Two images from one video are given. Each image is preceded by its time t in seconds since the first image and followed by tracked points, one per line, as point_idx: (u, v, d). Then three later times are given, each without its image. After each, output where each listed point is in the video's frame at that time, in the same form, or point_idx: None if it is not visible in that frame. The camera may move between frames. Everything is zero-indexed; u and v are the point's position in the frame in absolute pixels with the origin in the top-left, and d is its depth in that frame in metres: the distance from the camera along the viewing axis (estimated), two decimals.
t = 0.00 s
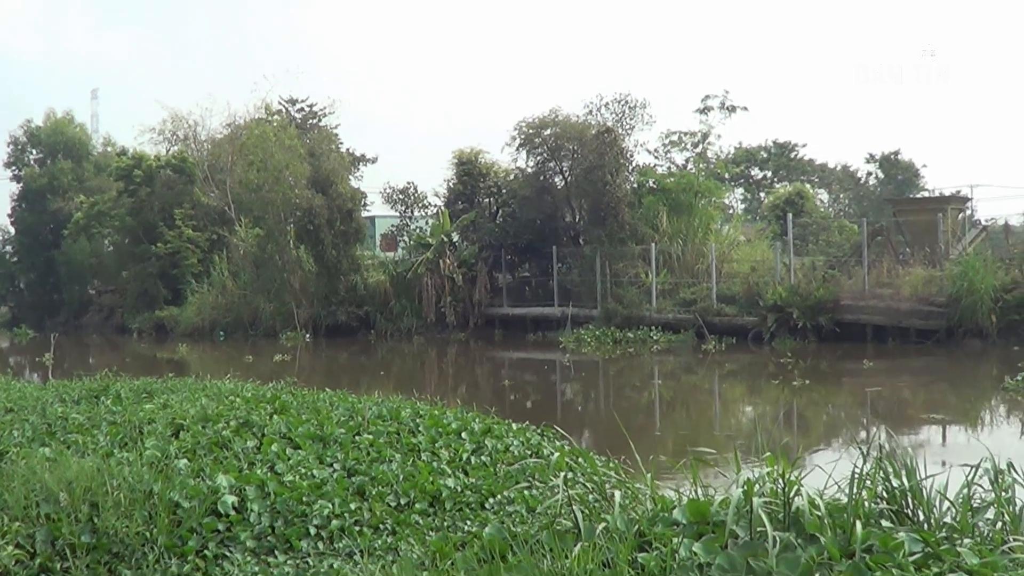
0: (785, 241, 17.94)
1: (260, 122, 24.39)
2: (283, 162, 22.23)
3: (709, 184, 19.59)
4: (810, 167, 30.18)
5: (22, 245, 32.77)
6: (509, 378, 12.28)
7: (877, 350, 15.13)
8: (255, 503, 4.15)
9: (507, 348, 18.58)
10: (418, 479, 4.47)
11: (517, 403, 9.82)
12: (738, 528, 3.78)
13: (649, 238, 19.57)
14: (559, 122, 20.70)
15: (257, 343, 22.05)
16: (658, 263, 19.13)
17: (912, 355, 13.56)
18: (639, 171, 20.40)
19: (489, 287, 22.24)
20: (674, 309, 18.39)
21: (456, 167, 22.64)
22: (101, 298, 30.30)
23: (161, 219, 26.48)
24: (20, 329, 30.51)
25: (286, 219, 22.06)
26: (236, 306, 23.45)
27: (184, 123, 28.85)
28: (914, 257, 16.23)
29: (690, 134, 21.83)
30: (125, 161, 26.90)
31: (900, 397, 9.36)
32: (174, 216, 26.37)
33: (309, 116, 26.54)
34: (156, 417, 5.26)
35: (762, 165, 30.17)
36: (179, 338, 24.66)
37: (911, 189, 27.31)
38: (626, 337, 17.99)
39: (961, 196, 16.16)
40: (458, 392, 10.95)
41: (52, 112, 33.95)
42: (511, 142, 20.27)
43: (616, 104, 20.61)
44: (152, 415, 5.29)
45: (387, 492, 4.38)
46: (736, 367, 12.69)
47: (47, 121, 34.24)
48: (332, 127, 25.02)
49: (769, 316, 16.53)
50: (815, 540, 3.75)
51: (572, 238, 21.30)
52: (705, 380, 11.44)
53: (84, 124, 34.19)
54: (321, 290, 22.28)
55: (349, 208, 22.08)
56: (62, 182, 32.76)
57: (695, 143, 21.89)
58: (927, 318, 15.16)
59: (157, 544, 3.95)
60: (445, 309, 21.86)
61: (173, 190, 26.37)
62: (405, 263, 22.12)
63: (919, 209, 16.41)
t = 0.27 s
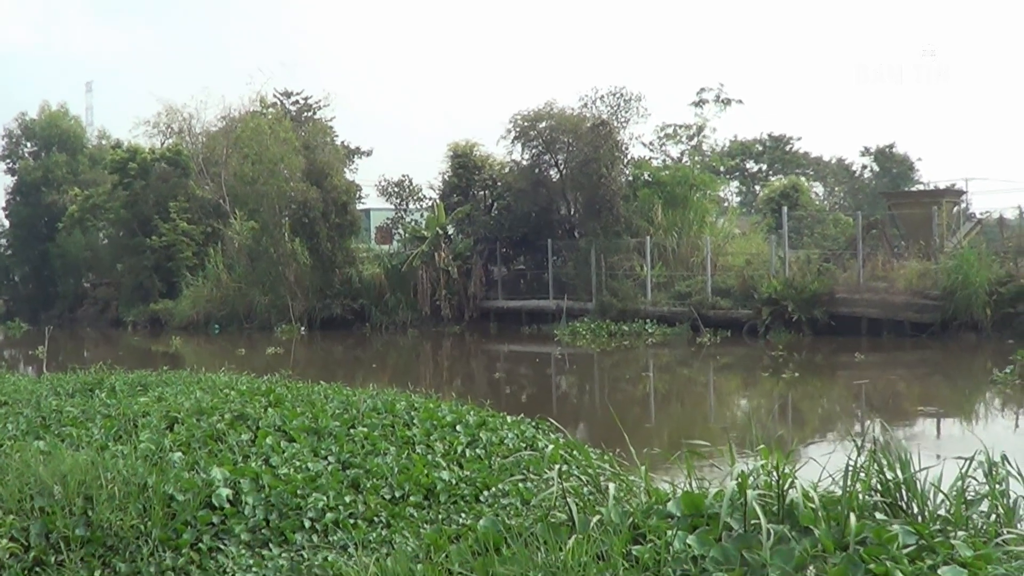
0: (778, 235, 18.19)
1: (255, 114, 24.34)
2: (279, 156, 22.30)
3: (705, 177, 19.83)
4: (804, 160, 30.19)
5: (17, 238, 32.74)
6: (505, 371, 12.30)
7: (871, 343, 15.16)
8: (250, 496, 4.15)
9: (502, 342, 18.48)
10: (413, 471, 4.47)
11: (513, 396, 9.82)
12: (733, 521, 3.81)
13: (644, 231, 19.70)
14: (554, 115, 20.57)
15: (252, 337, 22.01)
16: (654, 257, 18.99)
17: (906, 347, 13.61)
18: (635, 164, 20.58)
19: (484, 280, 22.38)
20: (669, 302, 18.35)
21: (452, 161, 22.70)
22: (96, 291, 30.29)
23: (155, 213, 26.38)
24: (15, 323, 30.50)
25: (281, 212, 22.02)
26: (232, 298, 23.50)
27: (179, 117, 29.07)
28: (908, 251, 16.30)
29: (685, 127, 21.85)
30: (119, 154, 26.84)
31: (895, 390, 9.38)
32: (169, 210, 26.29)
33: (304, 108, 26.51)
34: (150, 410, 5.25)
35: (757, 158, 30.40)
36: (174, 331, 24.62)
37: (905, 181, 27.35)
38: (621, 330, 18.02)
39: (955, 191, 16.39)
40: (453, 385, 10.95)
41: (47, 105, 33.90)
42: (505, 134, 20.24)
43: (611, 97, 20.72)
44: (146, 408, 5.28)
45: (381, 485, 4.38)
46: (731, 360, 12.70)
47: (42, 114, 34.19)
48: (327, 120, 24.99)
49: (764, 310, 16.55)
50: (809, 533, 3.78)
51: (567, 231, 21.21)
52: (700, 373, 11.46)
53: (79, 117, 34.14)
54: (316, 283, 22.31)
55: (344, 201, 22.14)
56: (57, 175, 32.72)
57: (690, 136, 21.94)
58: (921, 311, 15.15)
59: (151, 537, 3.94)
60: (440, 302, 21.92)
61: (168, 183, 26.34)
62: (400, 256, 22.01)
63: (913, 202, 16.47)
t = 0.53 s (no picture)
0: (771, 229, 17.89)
1: (245, 111, 24.28)
2: (268, 152, 21.98)
3: (695, 172, 19.64)
4: (795, 155, 30.18)
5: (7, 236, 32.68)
6: (497, 367, 12.32)
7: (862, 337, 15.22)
8: (241, 493, 4.14)
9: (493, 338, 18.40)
10: (404, 468, 4.46)
11: (505, 392, 9.84)
12: (724, 516, 3.83)
13: (635, 226, 19.66)
14: (545, 111, 20.52)
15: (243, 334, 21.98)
16: (644, 251, 19.16)
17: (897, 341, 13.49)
18: (625, 160, 20.37)
19: (476, 276, 22.32)
20: (660, 297, 18.54)
21: (441, 157, 22.35)
22: (87, 288, 30.26)
23: (146, 210, 26.39)
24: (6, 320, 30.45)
25: (272, 209, 21.97)
26: (223, 295, 23.49)
27: (169, 114, 28.56)
28: (899, 244, 16.19)
29: (675, 122, 21.85)
30: (110, 151, 26.76)
31: (886, 384, 9.41)
32: (159, 207, 26.30)
33: (295, 105, 26.47)
34: (143, 408, 5.25)
35: (748, 153, 30.07)
36: (165, 329, 24.59)
37: (896, 175, 27.42)
38: (611, 325, 18.14)
39: (946, 183, 16.26)
40: (445, 381, 10.96)
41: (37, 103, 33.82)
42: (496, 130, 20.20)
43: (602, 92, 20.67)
44: (138, 406, 5.27)
45: (373, 482, 4.37)
46: (723, 355, 12.74)
47: (32, 112, 34.11)
48: (318, 117, 24.96)
49: (755, 304, 16.65)
50: (802, 527, 3.79)
51: (558, 228, 21.22)
52: (692, 368, 11.50)
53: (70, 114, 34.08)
54: (307, 280, 22.39)
55: (335, 198, 22.21)
56: (48, 172, 32.66)
57: (681, 132, 21.95)
58: (912, 305, 15.20)
59: (143, 535, 3.94)
60: (432, 298, 21.96)
61: (158, 180, 26.28)
62: (392, 253, 22.14)
63: (904, 196, 16.48)
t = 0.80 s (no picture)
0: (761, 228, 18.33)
1: (234, 110, 24.25)
2: (258, 152, 21.98)
3: (684, 171, 19.63)
4: (784, 155, 30.21)
5: None
6: (486, 366, 12.31)
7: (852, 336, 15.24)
8: (231, 493, 4.14)
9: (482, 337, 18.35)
10: (394, 468, 4.46)
11: (495, 391, 9.84)
12: (714, 515, 3.84)
13: (625, 226, 19.68)
14: (534, 110, 20.55)
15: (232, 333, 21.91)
16: (634, 250, 19.21)
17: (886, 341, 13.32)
18: (614, 160, 20.46)
19: (465, 276, 22.21)
20: (650, 296, 18.44)
21: (431, 156, 22.49)
22: (77, 288, 30.18)
23: (136, 210, 26.35)
24: None
25: (261, 208, 21.86)
26: (213, 294, 23.43)
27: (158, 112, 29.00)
28: (888, 243, 16.28)
29: (665, 121, 21.87)
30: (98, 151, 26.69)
31: (875, 383, 9.43)
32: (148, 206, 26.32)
33: (285, 104, 26.48)
34: (132, 408, 5.24)
35: (737, 152, 30.50)
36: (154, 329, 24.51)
37: (884, 174, 27.47)
38: (602, 325, 18.26)
39: (935, 182, 16.33)
40: (435, 381, 10.95)
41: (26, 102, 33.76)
42: (487, 130, 20.24)
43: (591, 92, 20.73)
44: (127, 405, 5.27)
45: (362, 481, 4.37)
46: (713, 354, 12.74)
47: (21, 112, 34.06)
48: (308, 116, 24.97)
49: (744, 303, 16.66)
50: (791, 526, 3.80)
51: (548, 226, 21.26)
52: (681, 367, 11.51)
53: (59, 114, 34.05)
54: (297, 279, 22.37)
55: (325, 197, 22.17)
56: (37, 172, 32.59)
57: (670, 131, 21.95)
58: (900, 305, 15.24)
59: (133, 535, 3.93)
60: (421, 298, 21.85)
61: (147, 180, 26.27)
62: (381, 252, 22.09)
63: (894, 195, 16.64)
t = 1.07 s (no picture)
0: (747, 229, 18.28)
1: (221, 110, 24.22)
2: (245, 152, 21.95)
3: (671, 171, 19.85)
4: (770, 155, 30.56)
5: None
6: (473, 366, 12.29)
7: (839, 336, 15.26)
8: (217, 494, 4.13)
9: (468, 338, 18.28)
10: (380, 468, 4.46)
11: (482, 391, 9.84)
12: (700, 514, 3.85)
13: (612, 227, 19.81)
14: (521, 110, 20.66)
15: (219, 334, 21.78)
16: (621, 251, 19.32)
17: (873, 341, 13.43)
18: (602, 160, 20.61)
19: (452, 275, 22.17)
20: (636, 297, 18.45)
21: (418, 156, 22.50)
22: (63, 288, 30.08)
23: (122, 210, 26.28)
24: None
25: (248, 208, 21.89)
26: (199, 295, 23.20)
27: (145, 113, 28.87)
28: (875, 243, 16.33)
29: (652, 122, 21.90)
30: (85, 151, 26.63)
31: (861, 382, 9.46)
32: (135, 206, 26.22)
33: (272, 104, 26.49)
34: (118, 408, 5.23)
35: (724, 153, 30.57)
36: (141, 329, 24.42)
37: (871, 174, 27.51)
38: (589, 325, 18.20)
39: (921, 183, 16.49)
40: (422, 381, 10.94)
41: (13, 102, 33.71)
42: (473, 130, 20.25)
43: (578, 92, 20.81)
44: (114, 406, 5.25)
45: (349, 482, 4.36)
46: (700, 353, 12.76)
47: (7, 112, 34.00)
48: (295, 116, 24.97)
49: (731, 303, 16.68)
50: (777, 525, 3.81)
51: (535, 226, 21.34)
52: (667, 367, 11.52)
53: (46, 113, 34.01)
54: (284, 279, 22.27)
55: (312, 197, 22.21)
56: (23, 172, 32.53)
57: (658, 131, 21.98)
58: (887, 305, 15.29)
59: (119, 536, 3.92)
60: (408, 298, 21.81)
61: (134, 180, 26.22)
62: (368, 253, 22.08)
63: (881, 195, 16.68)
